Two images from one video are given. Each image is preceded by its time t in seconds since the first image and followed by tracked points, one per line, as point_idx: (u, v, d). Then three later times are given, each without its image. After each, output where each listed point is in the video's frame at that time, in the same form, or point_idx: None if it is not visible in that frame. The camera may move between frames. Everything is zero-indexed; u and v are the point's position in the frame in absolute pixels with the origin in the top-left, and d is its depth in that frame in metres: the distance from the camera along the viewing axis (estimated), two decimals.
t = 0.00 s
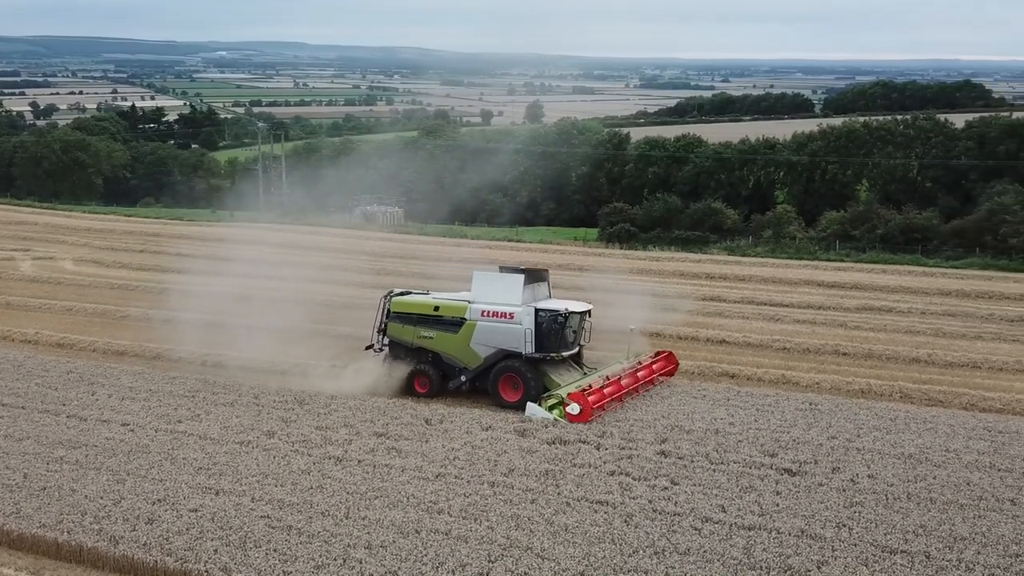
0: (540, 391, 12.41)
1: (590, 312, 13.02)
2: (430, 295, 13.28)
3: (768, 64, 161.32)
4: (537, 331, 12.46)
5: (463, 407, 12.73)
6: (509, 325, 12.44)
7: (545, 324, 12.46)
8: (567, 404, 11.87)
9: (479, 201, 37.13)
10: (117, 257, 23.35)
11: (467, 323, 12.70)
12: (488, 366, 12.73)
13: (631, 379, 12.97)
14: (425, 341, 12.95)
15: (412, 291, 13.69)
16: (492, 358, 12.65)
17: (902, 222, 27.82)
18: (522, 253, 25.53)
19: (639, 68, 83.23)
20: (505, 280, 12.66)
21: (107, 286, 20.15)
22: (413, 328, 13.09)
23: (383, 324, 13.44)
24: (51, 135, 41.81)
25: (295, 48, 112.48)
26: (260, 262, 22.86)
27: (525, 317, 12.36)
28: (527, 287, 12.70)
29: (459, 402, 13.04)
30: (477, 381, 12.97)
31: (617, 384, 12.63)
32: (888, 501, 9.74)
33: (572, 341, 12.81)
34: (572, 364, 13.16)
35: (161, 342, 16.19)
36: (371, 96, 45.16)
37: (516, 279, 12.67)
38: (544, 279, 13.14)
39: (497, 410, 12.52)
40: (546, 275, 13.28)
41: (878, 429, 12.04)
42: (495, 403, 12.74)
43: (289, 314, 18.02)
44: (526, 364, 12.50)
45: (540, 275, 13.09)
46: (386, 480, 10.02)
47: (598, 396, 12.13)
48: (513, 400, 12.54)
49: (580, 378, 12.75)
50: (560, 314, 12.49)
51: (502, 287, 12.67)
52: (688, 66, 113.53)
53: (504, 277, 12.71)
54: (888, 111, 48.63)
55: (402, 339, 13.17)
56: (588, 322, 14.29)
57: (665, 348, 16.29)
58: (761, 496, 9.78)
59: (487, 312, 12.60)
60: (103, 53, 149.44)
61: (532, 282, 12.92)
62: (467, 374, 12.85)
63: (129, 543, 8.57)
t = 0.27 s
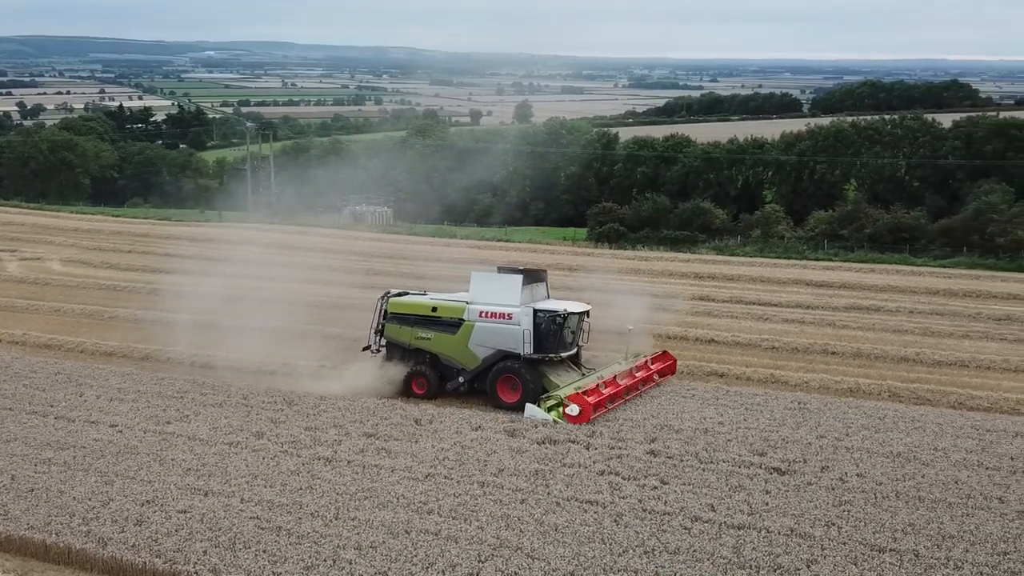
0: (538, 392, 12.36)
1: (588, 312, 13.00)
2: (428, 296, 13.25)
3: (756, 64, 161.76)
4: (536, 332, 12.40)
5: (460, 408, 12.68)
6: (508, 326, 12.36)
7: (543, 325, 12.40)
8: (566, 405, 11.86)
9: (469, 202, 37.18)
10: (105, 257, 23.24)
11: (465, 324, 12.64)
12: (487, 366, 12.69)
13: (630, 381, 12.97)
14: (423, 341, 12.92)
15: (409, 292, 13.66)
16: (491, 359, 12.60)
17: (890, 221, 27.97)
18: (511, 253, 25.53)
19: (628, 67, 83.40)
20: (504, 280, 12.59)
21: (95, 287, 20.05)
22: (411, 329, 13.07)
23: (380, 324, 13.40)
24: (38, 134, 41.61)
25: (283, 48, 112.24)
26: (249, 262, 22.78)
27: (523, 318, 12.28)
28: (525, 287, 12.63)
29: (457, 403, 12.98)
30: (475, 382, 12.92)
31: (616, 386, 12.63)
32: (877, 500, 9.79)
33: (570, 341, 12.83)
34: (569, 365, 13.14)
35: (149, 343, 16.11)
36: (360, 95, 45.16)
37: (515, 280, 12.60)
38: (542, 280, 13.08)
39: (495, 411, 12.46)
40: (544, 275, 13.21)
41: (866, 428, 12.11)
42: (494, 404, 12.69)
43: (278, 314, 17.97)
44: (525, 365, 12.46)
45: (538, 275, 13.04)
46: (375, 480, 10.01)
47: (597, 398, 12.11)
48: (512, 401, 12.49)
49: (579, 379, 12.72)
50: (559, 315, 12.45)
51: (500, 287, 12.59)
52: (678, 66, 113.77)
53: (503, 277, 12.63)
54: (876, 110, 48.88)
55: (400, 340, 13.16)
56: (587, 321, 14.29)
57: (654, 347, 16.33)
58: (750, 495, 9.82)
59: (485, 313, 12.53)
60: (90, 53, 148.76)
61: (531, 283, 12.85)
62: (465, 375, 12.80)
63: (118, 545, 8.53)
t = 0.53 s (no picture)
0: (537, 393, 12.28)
1: (587, 312, 12.92)
2: (426, 297, 13.24)
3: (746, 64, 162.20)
4: (535, 333, 12.32)
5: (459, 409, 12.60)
6: (507, 326, 12.30)
7: (542, 326, 12.33)
8: (565, 406, 11.85)
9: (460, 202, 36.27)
10: (94, 258, 23.14)
11: (463, 324, 12.60)
12: (485, 367, 12.63)
13: (630, 382, 12.96)
14: (421, 342, 12.89)
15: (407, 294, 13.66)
16: (490, 359, 12.54)
17: (880, 220, 28.08)
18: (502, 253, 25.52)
19: (618, 67, 83.51)
20: (502, 280, 12.51)
21: (85, 288, 19.96)
22: (409, 330, 13.05)
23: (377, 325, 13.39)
24: (27, 135, 41.42)
25: (273, 48, 112.00)
26: (240, 262, 22.70)
27: (522, 319, 12.22)
28: (524, 287, 12.56)
29: (455, 404, 12.90)
30: (474, 383, 12.85)
31: (615, 387, 12.62)
32: (867, 499, 9.83)
33: (569, 342, 12.74)
34: (568, 366, 13.09)
35: (139, 344, 16.04)
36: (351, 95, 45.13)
37: (514, 280, 12.52)
38: (541, 280, 13.02)
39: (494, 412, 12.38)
40: (543, 275, 13.14)
41: (856, 427, 12.15)
42: (493, 406, 12.61)
43: (270, 314, 17.92)
44: (524, 366, 12.39)
45: (537, 275, 12.98)
46: (366, 481, 9.99)
47: (597, 398, 12.11)
48: (511, 402, 12.41)
49: (578, 379, 12.72)
50: (558, 315, 12.37)
51: (499, 287, 12.51)
52: (668, 66, 113.95)
53: (501, 277, 12.55)
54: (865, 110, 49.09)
55: (397, 341, 13.13)
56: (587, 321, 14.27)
57: (645, 346, 16.36)
58: (741, 495, 9.84)
59: (483, 313, 12.47)
60: (79, 53, 148.14)
61: (530, 283, 12.77)
62: (463, 376, 12.74)
63: (107, 546, 8.51)
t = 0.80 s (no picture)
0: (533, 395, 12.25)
1: (581, 313, 12.94)
2: (420, 298, 13.14)
3: (731, 63, 162.55)
4: (530, 333, 12.31)
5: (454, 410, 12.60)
6: (502, 327, 12.27)
7: (538, 326, 12.32)
8: (562, 407, 11.78)
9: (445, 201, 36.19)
10: (78, 258, 22.98)
11: (458, 325, 12.53)
12: (480, 368, 12.57)
13: (625, 382, 12.92)
14: (415, 343, 12.81)
15: (401, 294, 13.57)
16: (485, 361, 12.50)
17: (864, 220, 28.25)
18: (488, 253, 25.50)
19: (604, 67, 83.58)
20: (498, 281, 12.48)
21: (69, 288, 19.83)
22: (403, 331, 12.96)
23: (371, 326, 13.30)
24: (8, 134, 41.08)
25: (258, 48, 111.53)
26: (225, 262, 22.60)
27: (517, 319, 12.19)
28: (519, 288, 12.54)
29: (450, 404, 12.89)
30: (469, 384, 12.82)
31: (611, 387, 12.57)
32: (852, 497, 9.89)
33: (564, 342, 12.78)
34: (564, 366, 13.04)
35: (123, 345, 15.95)
36: (336, 95, 44.98)
37: (509, 281, 12.49)
38: (535, 280, 12.99)
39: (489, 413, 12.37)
40: (537, 276, 13.13)
41: (841, 426, 12.22)
42: (488, 406, 12.60)
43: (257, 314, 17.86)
44: (519, 367, 12.34)
45: (531, 276, 12.95)
46: (352, 481, 9.97)
47: (593, 399, 12.05)
48: (506, 404, 12.39)
49: (573, 380, 12.65)
50: (553, 316, 12.38)
51: (494, 288, 12.48)
52: (654, 66, 114.17)
53: (496, 278, 12.52)
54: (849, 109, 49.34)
55: (392, 342, 13.03)
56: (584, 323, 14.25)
57: (631, 346, 16.40)
58: (727, 494, 9.89)
59: (479, 314, 12.42)
60: (61, 53, 147.04)
61: (524, 283, 12.74)
62: (458, 377, 12.68)
63: (93, 549, 8.47)
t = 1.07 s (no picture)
0: (526, 395, 12.22)
1: (575, 313, 12.87)
2: (412, 299, 13.10)
3: (713, 63, 163.19)
4: (522, 334, 12.25)
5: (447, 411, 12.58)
6: (494, 328, 12.21)
7: (530, 327, 12.26)
8: (556, 408, 11.77)
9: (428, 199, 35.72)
10: (58, 259, 22.81)
11: (450, 326, 12.49)
12: (473, 369, 12.55)
13: (618, 383, 12.94)
14: (407, 344, 12.77)
15: (392, 295, 13.53)
16: (477, 361, 12.47)
17: (845, 219, 28.46)
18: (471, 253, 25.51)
19: (587, 67, 83.77)
20: (490, 281, 12.42)
21: (50, 289, 19.68)
22: (395, 332, 12.92)
23: (362, 327, 13.27)
24: None
25: (240, 49, 111.06)
26: (208, 262, 22.50)
27: (510, 320, 12.13)
28: (512, 288, 12.47)
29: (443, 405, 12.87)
30: (461, 384, 12.79)
31: (605, 388, 12.58)
32: (835, 495, 9.96)
33: (557, 343, 12.71)
34: (557, 367, 12.99)
35: (105, 346, 15.85)
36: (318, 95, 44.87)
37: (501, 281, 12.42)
38: (528, 281, 12.92)
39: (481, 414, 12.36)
40: (530, 276, 13.06)
41: (824, 424, 12.31)
42: (481, 407, 12.58)
43: (240, 314, 17.78)
44: (512, 367, 12.31)
45: (524, 276, 12.88)
46: (336, 482, 9.96)
47: (587, 400, 12.05)
48: (499, 404, 12.36)
49: (567, 381, 12.64)
50: (546, 317, 12.31)
51: (486, 289, 12.43)
52: (637, 66, 114.48)
53: (489, 278, 12.46)
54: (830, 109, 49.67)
55: (383, 343, 12.99)
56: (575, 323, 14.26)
57: (615, 345, 16.44)
58: (711, 492, 9.94)
59: (471, 314, 12.38)
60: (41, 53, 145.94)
61: (517, 284, 12.67)
62: (450, 378, 12.67)
63: (75, 551, 8.42)
